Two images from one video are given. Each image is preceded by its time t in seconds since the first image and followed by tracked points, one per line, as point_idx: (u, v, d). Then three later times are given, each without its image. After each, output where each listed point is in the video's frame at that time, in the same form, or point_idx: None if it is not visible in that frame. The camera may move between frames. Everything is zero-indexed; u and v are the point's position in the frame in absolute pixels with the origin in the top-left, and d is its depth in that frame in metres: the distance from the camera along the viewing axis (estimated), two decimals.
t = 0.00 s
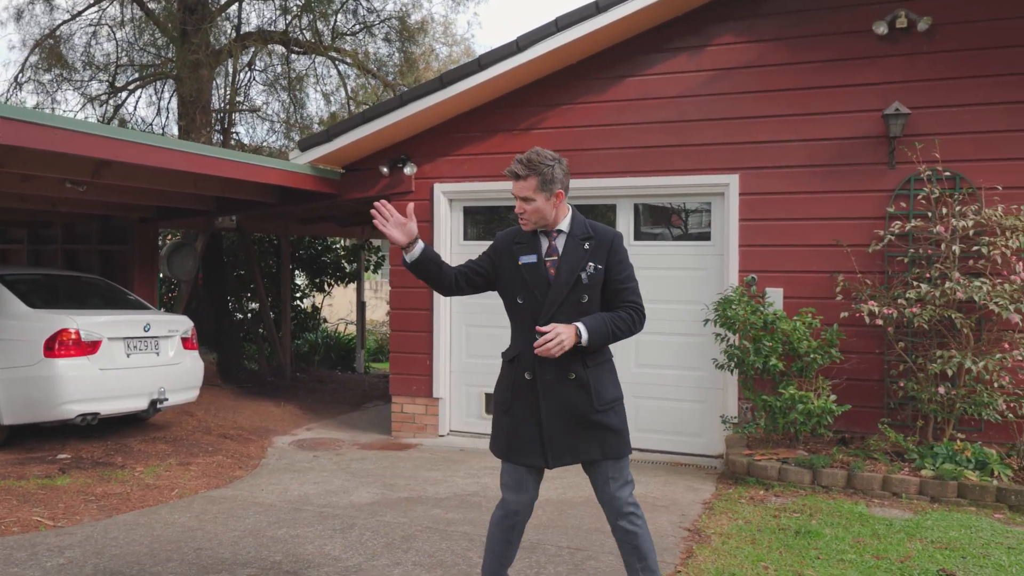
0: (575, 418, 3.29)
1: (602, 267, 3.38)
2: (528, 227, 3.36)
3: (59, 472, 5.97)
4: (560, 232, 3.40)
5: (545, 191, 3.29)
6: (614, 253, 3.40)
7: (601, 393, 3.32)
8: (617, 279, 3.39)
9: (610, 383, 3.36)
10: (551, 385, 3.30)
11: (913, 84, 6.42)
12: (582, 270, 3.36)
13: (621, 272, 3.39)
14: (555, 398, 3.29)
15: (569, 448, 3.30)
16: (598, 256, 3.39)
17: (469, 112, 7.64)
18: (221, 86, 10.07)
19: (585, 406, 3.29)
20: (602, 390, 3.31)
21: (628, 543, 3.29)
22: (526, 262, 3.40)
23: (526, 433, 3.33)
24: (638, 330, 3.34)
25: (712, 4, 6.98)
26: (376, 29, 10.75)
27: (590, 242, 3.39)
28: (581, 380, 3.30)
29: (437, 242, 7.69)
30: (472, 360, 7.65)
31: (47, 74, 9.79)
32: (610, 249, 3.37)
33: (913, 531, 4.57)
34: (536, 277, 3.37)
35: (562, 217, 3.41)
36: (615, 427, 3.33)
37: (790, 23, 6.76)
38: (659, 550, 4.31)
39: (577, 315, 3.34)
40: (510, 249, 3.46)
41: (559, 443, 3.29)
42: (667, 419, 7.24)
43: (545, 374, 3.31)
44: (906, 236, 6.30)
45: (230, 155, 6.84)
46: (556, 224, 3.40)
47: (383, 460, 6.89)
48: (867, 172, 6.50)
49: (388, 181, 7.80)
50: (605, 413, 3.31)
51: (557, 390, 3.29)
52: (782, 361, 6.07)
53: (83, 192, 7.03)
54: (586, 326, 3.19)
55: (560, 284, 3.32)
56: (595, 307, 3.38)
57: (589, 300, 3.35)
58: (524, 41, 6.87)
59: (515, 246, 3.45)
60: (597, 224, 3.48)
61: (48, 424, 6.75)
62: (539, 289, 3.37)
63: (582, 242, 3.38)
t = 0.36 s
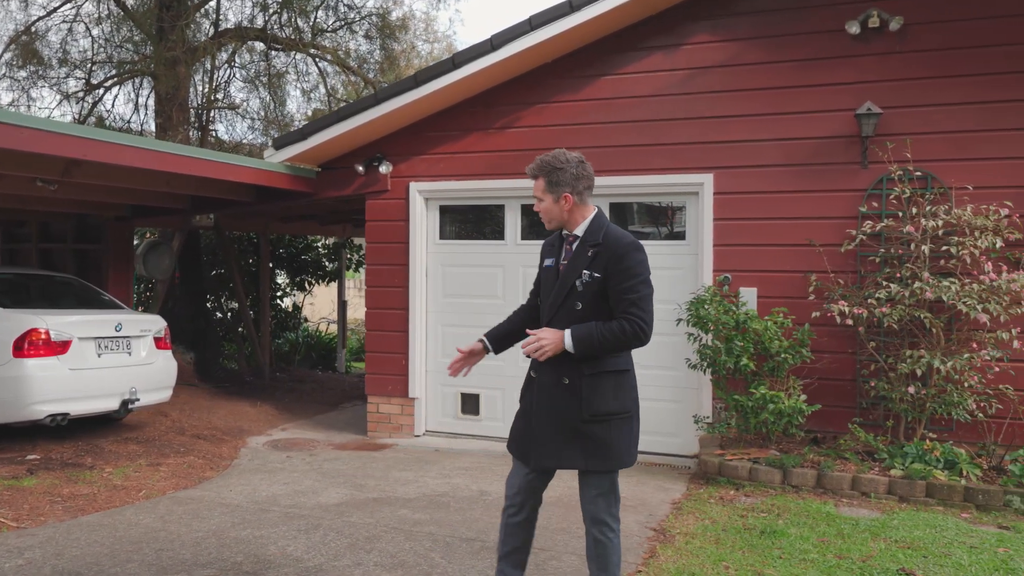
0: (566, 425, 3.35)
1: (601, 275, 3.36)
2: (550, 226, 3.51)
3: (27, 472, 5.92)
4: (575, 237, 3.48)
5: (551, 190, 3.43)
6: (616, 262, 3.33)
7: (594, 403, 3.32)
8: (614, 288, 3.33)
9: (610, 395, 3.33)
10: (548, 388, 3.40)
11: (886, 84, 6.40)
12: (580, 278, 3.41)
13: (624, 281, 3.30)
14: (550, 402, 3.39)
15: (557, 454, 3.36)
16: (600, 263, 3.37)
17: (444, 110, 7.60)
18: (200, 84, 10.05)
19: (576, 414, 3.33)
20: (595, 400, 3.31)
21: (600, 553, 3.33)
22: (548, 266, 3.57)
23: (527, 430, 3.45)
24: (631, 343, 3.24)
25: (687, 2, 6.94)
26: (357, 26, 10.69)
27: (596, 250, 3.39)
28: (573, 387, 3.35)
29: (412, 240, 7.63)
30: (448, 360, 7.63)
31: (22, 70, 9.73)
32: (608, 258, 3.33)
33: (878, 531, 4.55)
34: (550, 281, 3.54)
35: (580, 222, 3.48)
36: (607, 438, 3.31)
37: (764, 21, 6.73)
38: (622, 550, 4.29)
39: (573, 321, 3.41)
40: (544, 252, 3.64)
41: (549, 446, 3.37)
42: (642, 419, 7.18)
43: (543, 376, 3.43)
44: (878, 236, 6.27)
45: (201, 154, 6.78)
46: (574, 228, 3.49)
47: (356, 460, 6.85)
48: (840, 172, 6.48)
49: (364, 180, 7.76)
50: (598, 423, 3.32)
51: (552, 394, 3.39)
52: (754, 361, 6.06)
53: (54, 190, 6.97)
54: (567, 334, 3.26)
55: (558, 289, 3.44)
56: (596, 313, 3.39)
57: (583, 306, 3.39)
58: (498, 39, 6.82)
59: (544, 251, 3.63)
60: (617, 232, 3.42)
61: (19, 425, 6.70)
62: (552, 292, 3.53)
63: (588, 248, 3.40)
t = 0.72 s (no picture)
0: (546, 415, 3.43)
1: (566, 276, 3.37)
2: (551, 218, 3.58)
3: None
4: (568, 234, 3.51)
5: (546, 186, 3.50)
6: (577, 266, 3.30)
7: (564, 398, 3.36)
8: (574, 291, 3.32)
9: (580, 393, 3.34)
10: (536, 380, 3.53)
11: (865, 81, 6.30)
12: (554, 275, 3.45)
13: (581, 284, 3.28)
14: (539, 391, 3.49)
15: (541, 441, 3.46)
16: (566, 264, 3.37)
17: (424, 106, 7.50)
18: (179, 78, 10.07)
19: (552, 406, 3.40)
20: (565, 396, 3.36)
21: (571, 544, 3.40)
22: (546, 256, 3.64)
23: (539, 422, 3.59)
24: (581, 347, 3.26)
25: None
26: (339, 21, 10.73)
27: (566, 252, 3.38)
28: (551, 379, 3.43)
29: (391, 237, 7.56)
30: (427, 358, 7.56)
31: None
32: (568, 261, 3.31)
33: (851, 528, 4.52)
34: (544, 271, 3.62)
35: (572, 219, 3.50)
36: (573, 435, 3.33)
37: (745, 18, 6.61)
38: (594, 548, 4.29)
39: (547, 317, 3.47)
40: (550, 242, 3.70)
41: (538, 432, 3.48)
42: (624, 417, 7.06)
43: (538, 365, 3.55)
44: (857, 233, 6.19)
45: (175, 151, 6.71)
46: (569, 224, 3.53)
47: (333, 459, 6.79)
48: (819, 169, 6.38)
49: (342, 177, 7.69)
50: (567, 419, 3.35)
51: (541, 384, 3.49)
52: (731, 360, 6.04)
53: (27, 186, 6.91)
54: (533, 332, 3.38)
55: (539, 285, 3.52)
56: (565, 310, 3.41)
57: (552, 304, 3.43)
58: (476, 35, 6.73)
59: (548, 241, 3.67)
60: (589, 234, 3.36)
61: None
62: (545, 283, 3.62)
63: (564, 247, 3.42)
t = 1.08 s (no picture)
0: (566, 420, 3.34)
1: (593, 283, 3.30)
2: (575, 222, 3.44)
3: None
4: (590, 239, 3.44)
5: (594, 188, 3.38)
6: (604, 272, 3.24)
7: (584, 403, 3.27)
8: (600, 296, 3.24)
9: (601, 399, 3.26)
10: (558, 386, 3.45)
11: (845, 75, 6.10)
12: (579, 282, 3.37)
13: (608, 290, 3.21)
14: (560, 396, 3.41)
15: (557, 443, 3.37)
16: (594, 270, 3.30)
17: (403, 101, 7.35)
18: (157, 73, 10.11)
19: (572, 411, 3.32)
20: (585, 401, 3.27)
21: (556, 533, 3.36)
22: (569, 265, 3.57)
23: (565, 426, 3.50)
24: (607, 352, 3.17)
25: None
26: (319, 15, 10.62)
27: (592, 259, 3.32)
28: (573, 386, 3.34)
29: (369, 233, 7.41)
30: (404, 356, 7.43)
31: None
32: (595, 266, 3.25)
33: (826, 527, 4.45)
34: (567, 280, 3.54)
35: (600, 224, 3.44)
36: (590, 440, 3.25)
37: (723, 13, 6.40)
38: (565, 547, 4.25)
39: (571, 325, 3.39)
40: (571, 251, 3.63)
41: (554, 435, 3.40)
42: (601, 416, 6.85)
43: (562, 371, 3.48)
44: (835, 230, 6.03)
45: (148, 145, 6.62)
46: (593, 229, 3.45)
47: (307, 458, 6.67)
48: (798, 165, 6.18)
49: (319, 173, 7.57)
50: (588, 424, 3.27)
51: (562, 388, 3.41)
52: (708, 357, 5.97)
53: None
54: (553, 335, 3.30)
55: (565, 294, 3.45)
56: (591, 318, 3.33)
57: (576, 311, 3.35)
58: (453, 29, 6.59)
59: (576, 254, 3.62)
60: (619, 241, 3.29)
61: None
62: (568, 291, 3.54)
63: (590, 254, 3.35)
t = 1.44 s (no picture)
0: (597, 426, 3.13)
1: (643, 282, 3.15)
2: (611, 222, 3.21)
3: None
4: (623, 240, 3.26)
5: (637, 185, 3.20)
6: (659, 271, 3.11)
7: (626, 403, 3.10)
8: (656, 296, 3.11)
9: (640, 399, 3.11)
10: (579, 390, 3.23)
11: (821, 74, 5.93)
12: (620, 283, 3.20)
13: (666, 289, 3.08)
14: (584, 402, 3.19)
15: (584, 451, 3.15)
16: (643, 269, 3.15)
17: (375, 98, 7.23)
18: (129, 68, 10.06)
19: (606, 416, 3.12)
20: (624, 403, 3.09)
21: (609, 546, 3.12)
22: (590, 269, 3.36)
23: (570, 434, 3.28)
24: (671, 352, 3.05)
25: None
26: (296, 10, 10.63)
27: (639, 258, 3.16)
28: (607, 389, 3.15)
29: (341, 231, 7.29)
30: (377, 356, 7.32)
31: None
32: (651, 265, 3.10)
33: (794, 528, 4.39)
34: (592, 284, 3.33)
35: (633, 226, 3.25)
36: (631, 442, 3.07)
37: (699, 9, 6.24)
38: (528, 549, 4.18)
39: (611, 326, 3.20)
40: (587, 256, 3.44)
41: (578, 445, 3.17)
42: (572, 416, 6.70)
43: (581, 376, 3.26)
44: (808, 229, 5.86)
45: (113, 142, 6.47)
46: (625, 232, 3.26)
47: (276, 460, 6.57)
48: (771, 163, 6.01)
49: (290, 169, 7.41)
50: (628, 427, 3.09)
51: (586, 393, 3.20)
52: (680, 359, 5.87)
53: None
54: (603, 338, 3.09)
55: (599, 294, 3.24)
56: (635, 321, 3.17)
57: (622, 312, 3.17)
58: (425, 24, 6.41)
59: (590, 254, 3.43)
60: (664, 240, 3.19)
61: None
62: (591, 294, 3.34)
63: (632, 254, 3.18)
